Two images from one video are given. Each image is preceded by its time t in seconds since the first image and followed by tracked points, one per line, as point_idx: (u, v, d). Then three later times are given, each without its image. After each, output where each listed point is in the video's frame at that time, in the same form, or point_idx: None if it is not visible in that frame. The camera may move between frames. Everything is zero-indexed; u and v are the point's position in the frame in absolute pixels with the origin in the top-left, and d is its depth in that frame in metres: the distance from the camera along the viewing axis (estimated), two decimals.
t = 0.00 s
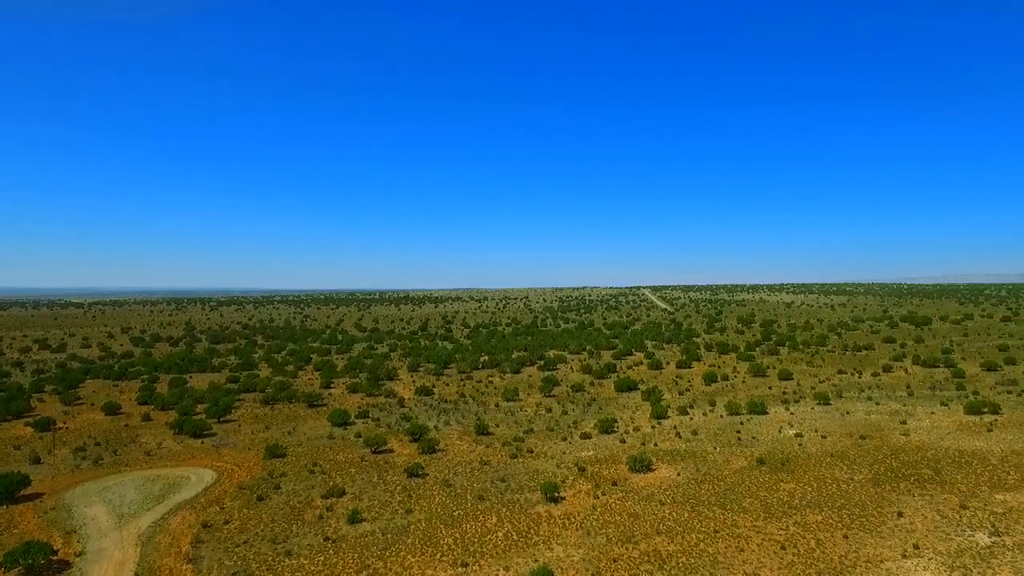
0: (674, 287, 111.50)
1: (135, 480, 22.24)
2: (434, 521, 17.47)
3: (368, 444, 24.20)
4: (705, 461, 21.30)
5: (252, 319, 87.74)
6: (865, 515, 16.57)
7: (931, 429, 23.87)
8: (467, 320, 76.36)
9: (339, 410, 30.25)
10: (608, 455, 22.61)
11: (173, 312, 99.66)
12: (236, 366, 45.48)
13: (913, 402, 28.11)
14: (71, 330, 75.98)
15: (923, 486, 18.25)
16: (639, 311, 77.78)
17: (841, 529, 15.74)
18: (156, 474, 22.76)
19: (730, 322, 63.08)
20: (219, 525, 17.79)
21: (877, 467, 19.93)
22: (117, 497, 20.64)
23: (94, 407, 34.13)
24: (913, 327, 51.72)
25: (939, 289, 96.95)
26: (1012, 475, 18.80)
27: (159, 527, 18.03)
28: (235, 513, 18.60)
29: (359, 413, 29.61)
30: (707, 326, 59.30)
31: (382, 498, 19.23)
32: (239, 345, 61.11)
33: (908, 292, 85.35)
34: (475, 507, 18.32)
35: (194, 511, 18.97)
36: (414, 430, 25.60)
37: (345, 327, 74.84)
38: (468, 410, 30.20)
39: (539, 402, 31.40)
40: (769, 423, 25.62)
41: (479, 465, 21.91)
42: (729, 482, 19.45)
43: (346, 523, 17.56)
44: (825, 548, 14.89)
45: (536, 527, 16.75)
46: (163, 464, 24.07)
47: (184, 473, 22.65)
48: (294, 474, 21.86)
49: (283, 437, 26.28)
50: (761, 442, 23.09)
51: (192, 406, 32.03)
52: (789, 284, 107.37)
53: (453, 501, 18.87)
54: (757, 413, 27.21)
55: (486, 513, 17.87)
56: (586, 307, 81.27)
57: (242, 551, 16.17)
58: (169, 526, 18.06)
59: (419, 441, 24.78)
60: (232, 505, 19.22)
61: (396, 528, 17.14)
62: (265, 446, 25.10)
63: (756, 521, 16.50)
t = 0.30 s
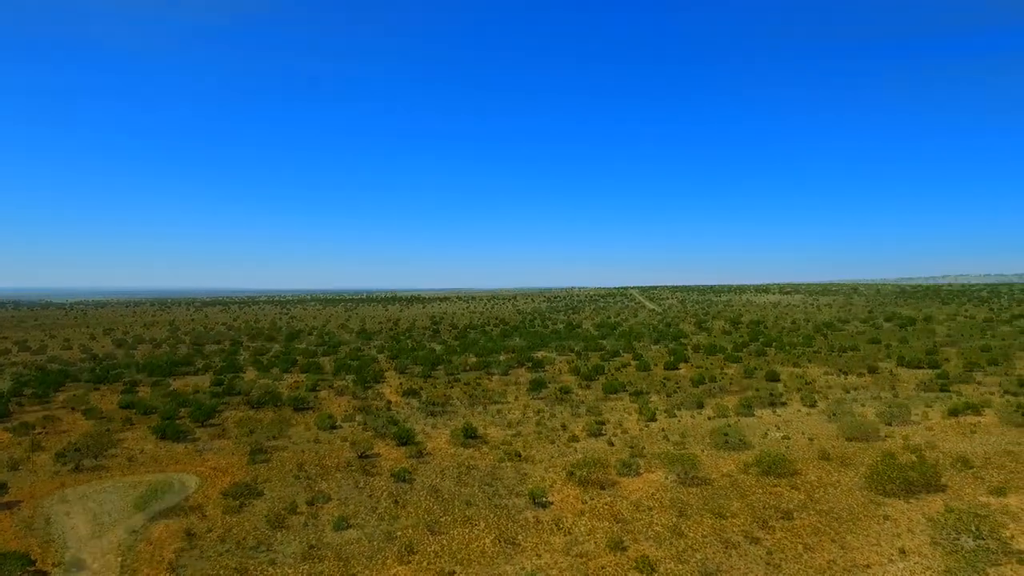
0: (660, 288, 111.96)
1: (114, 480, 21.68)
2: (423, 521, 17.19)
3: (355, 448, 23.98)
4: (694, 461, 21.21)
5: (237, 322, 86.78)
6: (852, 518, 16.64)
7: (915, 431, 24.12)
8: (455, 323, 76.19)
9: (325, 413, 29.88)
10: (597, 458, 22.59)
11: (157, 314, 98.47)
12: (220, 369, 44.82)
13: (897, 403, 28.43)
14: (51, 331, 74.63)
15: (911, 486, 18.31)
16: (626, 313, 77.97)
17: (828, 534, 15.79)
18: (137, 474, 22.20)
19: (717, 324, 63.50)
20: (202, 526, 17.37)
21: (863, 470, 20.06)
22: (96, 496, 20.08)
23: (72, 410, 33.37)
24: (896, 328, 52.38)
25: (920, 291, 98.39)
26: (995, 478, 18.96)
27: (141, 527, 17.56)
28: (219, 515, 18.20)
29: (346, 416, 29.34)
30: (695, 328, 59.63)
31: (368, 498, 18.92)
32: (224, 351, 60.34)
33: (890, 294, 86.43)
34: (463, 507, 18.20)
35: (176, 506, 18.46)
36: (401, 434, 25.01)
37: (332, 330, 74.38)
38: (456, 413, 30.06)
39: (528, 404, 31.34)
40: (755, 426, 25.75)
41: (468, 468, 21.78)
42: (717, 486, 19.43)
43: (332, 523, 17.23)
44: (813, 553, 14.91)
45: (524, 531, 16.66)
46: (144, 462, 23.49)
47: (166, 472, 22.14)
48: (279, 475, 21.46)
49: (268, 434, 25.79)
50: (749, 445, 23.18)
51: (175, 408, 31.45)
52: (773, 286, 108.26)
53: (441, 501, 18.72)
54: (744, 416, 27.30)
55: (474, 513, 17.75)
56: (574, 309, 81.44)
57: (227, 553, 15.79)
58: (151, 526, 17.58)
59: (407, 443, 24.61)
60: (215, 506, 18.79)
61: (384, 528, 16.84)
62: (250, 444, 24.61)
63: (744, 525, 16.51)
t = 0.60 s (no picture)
0: (656, 290, 111.76)
1: (95, 483, 21.21)
2: (407, 526, 16.78)
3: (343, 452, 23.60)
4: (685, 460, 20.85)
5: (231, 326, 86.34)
6: (846, 525, 16.30)
7: (910, 434, 23.85)
8: (452, 326, 75.96)
9: (313, 416, 29.52)
10: (588, 461, 22.28)
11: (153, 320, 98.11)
12: (210, 372, 44.41)
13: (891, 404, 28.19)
14: (43, 335, 74.16)
15: (905, 487, 17.98)
16: (622, 314, 77.61)
17: (821, 541, 15.45)
18: (118, 477, 21.75)
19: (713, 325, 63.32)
20: (182, 532, 16.90)
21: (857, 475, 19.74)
22: (74, 501, 19.59)
23: (59, 412, 32.94)
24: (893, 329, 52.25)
25: (915, 293, 98.58)
26: (992, 482, 18.66)
27: (118, 531, 17.06)
28: (199, 522, 17.76)
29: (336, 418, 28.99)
30: (691, 330, 59.44)
31: (352, 502, 18.52)
32: (216, 354, 59.91)
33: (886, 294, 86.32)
34: (450, 512, 17.84)
35: (157, 504, 17.94)
36: (388, 439, 24.46)
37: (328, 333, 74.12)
38: (447, 413, 29.75)
39: (521, 406, 31.03)
40: (749, 428, 25.45)
41: (457, 471, 21.44)
42: (707, 491, 19.11)
43: (314, 527, 16.80)
44: (806, 561, 14.56)
45: (511, 538, 16.30)
46: (126, 465, 23.03)
47: (148, 475, 21.69)
48: (263, 479, 21.04)
49: (254, 435, 25.36)
50: (743, 449, 22.86)
51: (164, 410, 31.05)
52: (769, 288, 108.27)
53: (427, 505, 18.37)
54: (737, 419, 27.00)
55: (461, 519, 17.39)
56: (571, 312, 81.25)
57: (207, 559, 15.30)
58: (127, 530, 17.08)
59: (396, 446, 24.25)
60: (196, 512, 18.34)
61: (368, 533, 16.39)
62: (235, 445, 24.17)
63: (736, 532, 16.17)
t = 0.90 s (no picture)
0: (651, 290, 111.47)
1: (67, 488, 20.63)
2: (385, 534, 16.27)
3: (324, 456, 23.09)
4: (673, 463, 20.42)
5: (222, 327, 85.65)
6: (836, 531, 15.88)
7: (902, 437, 23.50)
8: (445, 326, 75.57)
9: (297, 418, 28.99)
10: (574, 464, 21.82)
11: (144, 320, 97.50)
12: (197, 373, 43.81)
13: (884, 404, 27.84)
14: (32, 336, 73.44)
15: (897, 491, 17.57)
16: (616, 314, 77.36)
17: (810, 549, 15.02)
18: (92, 482, 21.19)
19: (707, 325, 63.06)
20: (152, 540, 16.34)
21: (848, 479, 19.34)
22: (44, 507, 19.03)
23: (40, 414, 32.34)
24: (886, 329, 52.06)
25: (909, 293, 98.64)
26: (984, 487, 18.27)
27: (86, 539, 16.50)
28: (172, 528, 17.23)
29: (321, 419, 28.50)
30: (684, 330, 59.24)
31: (330, 508, 18.01)
32: (204, 354, 59.25)
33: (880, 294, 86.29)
34: (430, 519, 17.34)
35: (128, 510, 17.40)
36: (371, 440, 24.04)
37: (320, 333, 73.57)
38: (434, 415, 29.27)
39: (509, 407, 30.57)
40: (739, 430, 25.09)
41: (440, 476, 20.94)
42: (695, 496, 18.67)
43: (289, 535, 16.28)
44: (794, 570, 14.09)
45: (492, 545, 15.82)
46: (102, 470, 22.44)
47: (123, 480, 21.13)
48: (240, 485, 20.49)
49: (235, 438, 24.81)
50: (731, 452, 22.45)
51: (146, 412, 30.46)
52: (764, 288, 108.39)
53: (408, 511, 17.87)
54: (728, 421, 26.59)
55: (441, 526, 16.89)
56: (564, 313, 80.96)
57: (176, 569, 14.77)
58: (95, 538, 16.53)
59: (380, 449, 23.74)
60: (169, 519, 17.79)
61: (344, 540, 15.88)
62: (215, 449, 23.62)
63: (724, 539, 15.68)
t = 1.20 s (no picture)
0: (641, 290, 111.25)
1: (33, 495, 19.94)
2: (359, 542, 15.75)
3: (302, 460, 22.51)
4: (657, 467, 20.01)
5: (208, 327, 84.64)
6: (822, 537, 15.52)
7: (889, 438, 23.23)
8: (434, 326, 75.04)
9: (277, 421, 28.37)
10: (557, 467, 21.38)
11: (129, 321, 96.33)
12: (178, 375, 43.00)
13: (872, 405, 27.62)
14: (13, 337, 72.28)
15: (884, 495, 17.24)
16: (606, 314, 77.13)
17: (795, 555, 14.65)
18: (59, 488, 20.51)
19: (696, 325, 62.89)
20: (116, 550, 15.73)
21: (835, 483, 19.01)
22: (7, 514, 18.35)
23: (13, 417, 31.54)
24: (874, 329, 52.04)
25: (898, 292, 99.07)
26: (971, 489, 17.99)
27: (47, 549, 15.88)
28: (138, 537, 16.64)
29: (301, 422, 27.90)
30: (674, 330, 59.04)
31: (304, 516, 17.46)
32: (187, 355, 58.31)
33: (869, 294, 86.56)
34: (407, 526, 16.84)
35: (93, 518, 16.76)
36: (351, 444, 23.47)
37: (307, 334, 72.80)
38: (417, 417, 28.75)
39: (494, 409, 30.10)
40: (726, 432, 24.75)
41: (420, 480, 20.43)
42: (679, 501, 18.25)
43: (259, 544, 15.72)
44: None
45: (470, 553, 15.34)
46: (71, 476, 21.76)
47: (91, 487, 20.47)
48: (213, 491, 19.89)
49: (210, 441, 24.18)
50: (717, 455, 22.08)
51: (121, 415, 29.74)
52: (754, 287, 108.61)
53: (384, 517, 17.35)
54: (715, 423, 26.23)
55: (418, 533, 16.39)
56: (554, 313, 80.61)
57: None
58: (57, 548, 15.90)
59: (359, 453, 23.19)
60: (136, 527, 17.17)
61: (316, 549, 15.35)
62: (189, 453, 22.97)
63: (707, 546, 15.27)
